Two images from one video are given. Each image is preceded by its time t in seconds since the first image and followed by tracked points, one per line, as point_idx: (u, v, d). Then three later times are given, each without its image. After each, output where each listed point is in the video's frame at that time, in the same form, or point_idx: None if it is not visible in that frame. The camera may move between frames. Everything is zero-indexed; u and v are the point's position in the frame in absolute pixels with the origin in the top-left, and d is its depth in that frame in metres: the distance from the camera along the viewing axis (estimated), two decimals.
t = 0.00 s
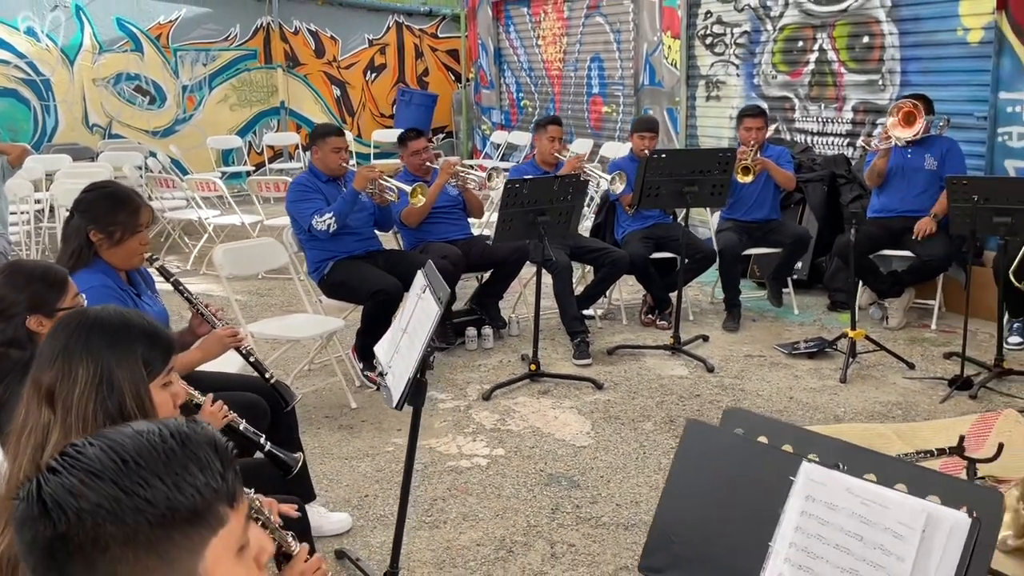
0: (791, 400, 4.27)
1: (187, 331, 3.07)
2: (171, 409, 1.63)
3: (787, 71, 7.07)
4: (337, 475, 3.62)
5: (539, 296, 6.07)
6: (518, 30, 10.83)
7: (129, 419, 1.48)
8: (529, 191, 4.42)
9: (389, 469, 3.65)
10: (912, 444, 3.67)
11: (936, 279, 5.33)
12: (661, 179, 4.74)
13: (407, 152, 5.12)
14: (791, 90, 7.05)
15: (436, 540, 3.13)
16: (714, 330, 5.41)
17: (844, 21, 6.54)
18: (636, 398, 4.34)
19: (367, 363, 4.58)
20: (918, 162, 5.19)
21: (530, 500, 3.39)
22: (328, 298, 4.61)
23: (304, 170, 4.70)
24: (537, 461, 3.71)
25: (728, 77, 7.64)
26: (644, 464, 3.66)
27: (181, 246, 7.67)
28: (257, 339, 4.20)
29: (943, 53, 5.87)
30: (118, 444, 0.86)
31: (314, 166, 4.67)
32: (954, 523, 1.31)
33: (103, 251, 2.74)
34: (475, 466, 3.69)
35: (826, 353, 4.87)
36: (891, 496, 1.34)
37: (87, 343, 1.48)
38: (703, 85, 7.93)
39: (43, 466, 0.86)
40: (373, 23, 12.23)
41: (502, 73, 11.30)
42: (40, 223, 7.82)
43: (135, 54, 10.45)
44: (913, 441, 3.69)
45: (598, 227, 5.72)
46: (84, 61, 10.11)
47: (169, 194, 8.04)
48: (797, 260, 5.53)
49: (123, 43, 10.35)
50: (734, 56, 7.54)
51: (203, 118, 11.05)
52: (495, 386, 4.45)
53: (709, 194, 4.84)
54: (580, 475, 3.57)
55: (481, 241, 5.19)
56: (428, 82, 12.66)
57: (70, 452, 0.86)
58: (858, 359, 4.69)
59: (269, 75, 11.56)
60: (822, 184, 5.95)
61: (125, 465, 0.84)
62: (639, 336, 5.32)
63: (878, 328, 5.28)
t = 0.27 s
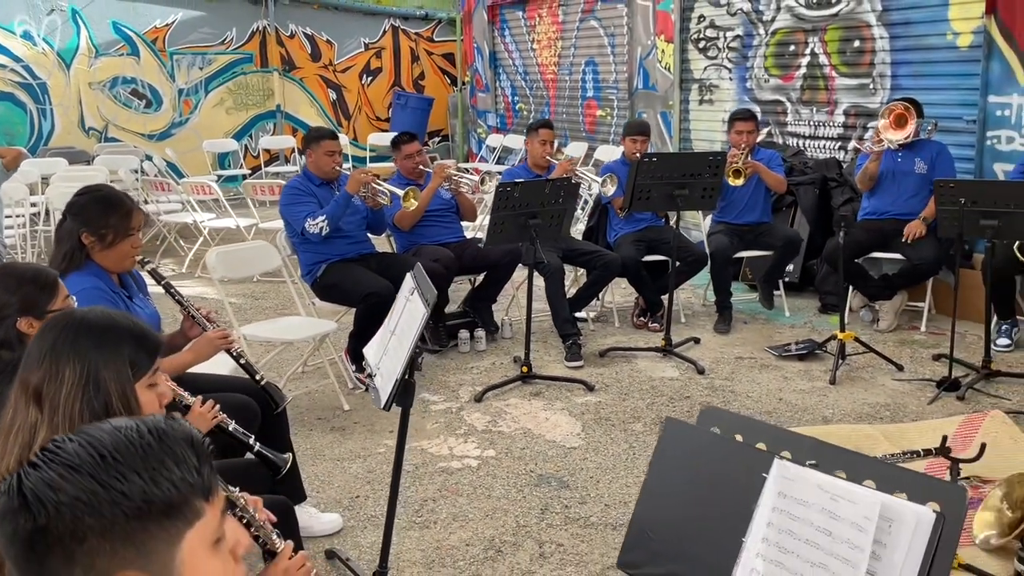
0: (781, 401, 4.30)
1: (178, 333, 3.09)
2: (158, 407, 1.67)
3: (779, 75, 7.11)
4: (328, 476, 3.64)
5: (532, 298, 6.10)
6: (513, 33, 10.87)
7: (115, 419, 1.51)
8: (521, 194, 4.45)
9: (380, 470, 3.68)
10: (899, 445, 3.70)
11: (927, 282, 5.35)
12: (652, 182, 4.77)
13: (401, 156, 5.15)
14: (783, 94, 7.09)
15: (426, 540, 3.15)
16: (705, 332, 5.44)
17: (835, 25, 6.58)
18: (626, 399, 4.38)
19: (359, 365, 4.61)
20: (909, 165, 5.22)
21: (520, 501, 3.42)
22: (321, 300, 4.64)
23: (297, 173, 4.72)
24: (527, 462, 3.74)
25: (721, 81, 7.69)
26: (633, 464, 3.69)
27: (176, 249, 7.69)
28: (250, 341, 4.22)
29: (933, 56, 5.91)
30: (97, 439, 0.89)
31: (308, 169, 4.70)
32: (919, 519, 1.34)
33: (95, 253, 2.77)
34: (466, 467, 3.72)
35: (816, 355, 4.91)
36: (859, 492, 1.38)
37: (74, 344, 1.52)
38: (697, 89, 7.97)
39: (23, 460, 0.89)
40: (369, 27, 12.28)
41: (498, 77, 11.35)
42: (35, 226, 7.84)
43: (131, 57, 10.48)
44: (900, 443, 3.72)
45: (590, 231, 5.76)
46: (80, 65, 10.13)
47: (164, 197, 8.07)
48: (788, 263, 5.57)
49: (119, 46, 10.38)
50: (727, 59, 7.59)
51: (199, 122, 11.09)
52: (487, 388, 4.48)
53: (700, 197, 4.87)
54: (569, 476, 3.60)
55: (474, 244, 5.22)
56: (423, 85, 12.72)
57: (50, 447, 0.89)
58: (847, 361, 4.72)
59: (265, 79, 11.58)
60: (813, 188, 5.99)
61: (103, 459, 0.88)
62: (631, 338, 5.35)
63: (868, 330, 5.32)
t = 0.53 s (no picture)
0: (772, 402, 4.32)
1: (170, 333, 3.12)
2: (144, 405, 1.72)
3: (773, 78, 7.14)
4: (321, 478, 3.66)
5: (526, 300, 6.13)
6: (509, 37, 10.90)
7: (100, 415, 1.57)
8: (513, 197, 4.48)
9: (372, 471, 3.70)
10: (888, 445, 3.72)
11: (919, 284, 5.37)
12: (645, 185, 4.80)
13: (395, 158, 5.17)
14: (777, 97, 7.12)
15: (417, 540, 3.17)
16: (698, 334, 5.47)
17: (827, 29, 6.62)
18: (618, 401, 4.40)
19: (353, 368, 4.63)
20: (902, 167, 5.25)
21: (510, 501, 3.44)
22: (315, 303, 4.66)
23: (291, 176, 4.75)
24: (518, 463, 3.76)
25: (715, 85, 7.72)
26: (624, 465, 3.72)
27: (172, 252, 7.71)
28: (244, 343, 4.24)
29: (924, 60, 5.94)
30: (76, 435, 0.91)
31: (301, 172, 4.71)
32: (890, 513, 1.37)
33: (87, 256, 2.79)
34: (458, 468, 3.74)
35: (808, 357, 4.93)
36: (831, 488, 1.41)
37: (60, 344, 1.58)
38: (691, 92, 8.00)
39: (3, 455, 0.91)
40: (365, 30, 12.31)
41: (494, 80, 11.38)
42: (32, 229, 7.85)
43: (128, 61, 10.51)
44: (890, 443, 3.74)
45: (584, 233, 5.79)
46: (77, 69, 10.16)
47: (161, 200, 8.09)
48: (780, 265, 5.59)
49: (116, 50, 10.40)
50: (721, 63, 7.62)
51: (196, 125, 11.12)
52: (480, 390, 4.50)
53: (692, 200, 4.91)
54: (560, 477, 3.62)
55: (467, 247, 5.24)
56: (420, 88, 12.76)
57: (30, 443, 0.91)
58: (838, 362, 4.74)
59: (262, 82, 11.61)
60: (806, 190, 6.02)
61: (82, 455, 0.90)
62: (625, 340, 5.37)
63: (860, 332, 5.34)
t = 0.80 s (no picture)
0: (763, 403, 4.34)
1: (162, 334, 3.15)
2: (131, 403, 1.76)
3: (766, 81, 7.17)
4: (313, 479, 3.68)
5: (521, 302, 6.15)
6: (505, 40, 10.93)
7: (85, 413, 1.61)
8: (506, 199, 4.51)
9: (364, 472, 3.72)
10: (877, 446, 3.75)
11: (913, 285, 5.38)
12: (637, 188, 4.83)
13: (389, 161, 5.19)
14: (770, 100, 7.15)
15: (408, 540, 3.19)
16: (691, 335, 5.49)
17: (820, 31, 6.65)
18: (610, 402, 4.42)
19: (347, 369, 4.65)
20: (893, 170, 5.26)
21: (501, 501, 3.46)
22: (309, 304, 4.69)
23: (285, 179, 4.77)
24: (510, 464, 3.78)
25: (709, 87, 7.75)
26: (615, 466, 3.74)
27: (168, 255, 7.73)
28: (238, 345, 4.26)
29: (915, 63, 5.97)
30: (56, 429, 0.93)
31: (295, 175, 4.74)
32: (861, 508, 1.40)
33: (79, 258, 2.81)
34: (450, 468, 3.76)
35: (799, 358, 4.96)
36: (806, 483, 1.43)
37: (47, 344, 1.62)
38: (685, 95, 8.04)
39: None
40: (362, 34, 12.34)
41: (490, 83, 11.42)
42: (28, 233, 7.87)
43: (126, 64, 10.53)
44: (879, 444, 3.77)
45: (578, 235, 5.82)
46: (75, 72, 10.18)
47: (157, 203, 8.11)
48: (773, 267, 5.62)
49: (113, 53, 10.43)
50: (715, 66, 7.65)
51: (193, 128, 11.15)
52: (473, 391, 4.52)
53: (684, 202, 4.95)
54: (551, 477, 3.64)
55: (462, 249, 5.27)
56: (417, 91, 12.79)
57: (10, 437, 0.93)
58: (830, 363, 4.77)
59: (259, 85, 11.65)
60: (800, 192, 6.06)
61: (61, 448, 0.92)
62: (618, 342, 5.40)
63: (852, 333, 5.37)
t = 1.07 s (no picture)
0: (756, 402, 4.36)
1: (156, 334, 3.17)
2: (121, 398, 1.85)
3: (761, 82, 7.19)
4: (308, 478, 3.70)
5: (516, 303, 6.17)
6: (502, 42, 10.96)
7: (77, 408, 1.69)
8: (500, 200, 4.53)
9: (358, 472, 3.73)
10: (869, 444, 3.77)
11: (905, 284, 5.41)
12: (631, 188, 4.85)
13: (384, 163, 5.21)
14: (765, 101, 7.17)
15: (402, 539, 3.21)
16: (686, 336, 5.52)
17: (815, 33, 6.67)
18: (605, 402, 4.44)
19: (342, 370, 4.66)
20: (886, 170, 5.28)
21: (495, 500, 3.48)
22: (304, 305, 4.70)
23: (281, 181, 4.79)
24: (504, 463, 3.80)
25: (705, 89, 7.77)
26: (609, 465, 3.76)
27: (166, 257, 7.75)
28: (233, 345, 4.28)
29: (909, 64, 6.00)
30: (42, 420, 0.96)
31: (290, 176, 4.75)
32: (839, 499, 1.41)
33: (74, 259, 2.83)
34: (444, 468, 3.78)
35: (793, 358, 4.98)
36: (785, 476, 1.46)
37: (39, 341, 1.70)
38: (681, 96, 8.06)
39: None
40: (359, 36, 12.36)
41: (487, 85, 11.45)
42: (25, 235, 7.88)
43: (123, 68, 10.56)
44: (871, 442, 3.79)
45: (573, 236, 5.85)
46: (72, 75, 10.20)
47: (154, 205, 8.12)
48: (767, 267, 5.65)
49: (111, 56, 10.46)
50: (711, 67, 7.68)
51: (190, 131, 11.17)
52: (468, 391, 4.54)
53: (678, 203, 4.96)
54: (545, 476, 3.66)
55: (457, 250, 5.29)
56: (414, 94, 12.81)
57: None
58: (823, 363, 4.79)
59: (256, 88, 11.70)
60: (794, 193, 6.08)
61: (47, 439, 0.94)
62: (613, 342, 5.42)
63: (846, 333, 5.39)
